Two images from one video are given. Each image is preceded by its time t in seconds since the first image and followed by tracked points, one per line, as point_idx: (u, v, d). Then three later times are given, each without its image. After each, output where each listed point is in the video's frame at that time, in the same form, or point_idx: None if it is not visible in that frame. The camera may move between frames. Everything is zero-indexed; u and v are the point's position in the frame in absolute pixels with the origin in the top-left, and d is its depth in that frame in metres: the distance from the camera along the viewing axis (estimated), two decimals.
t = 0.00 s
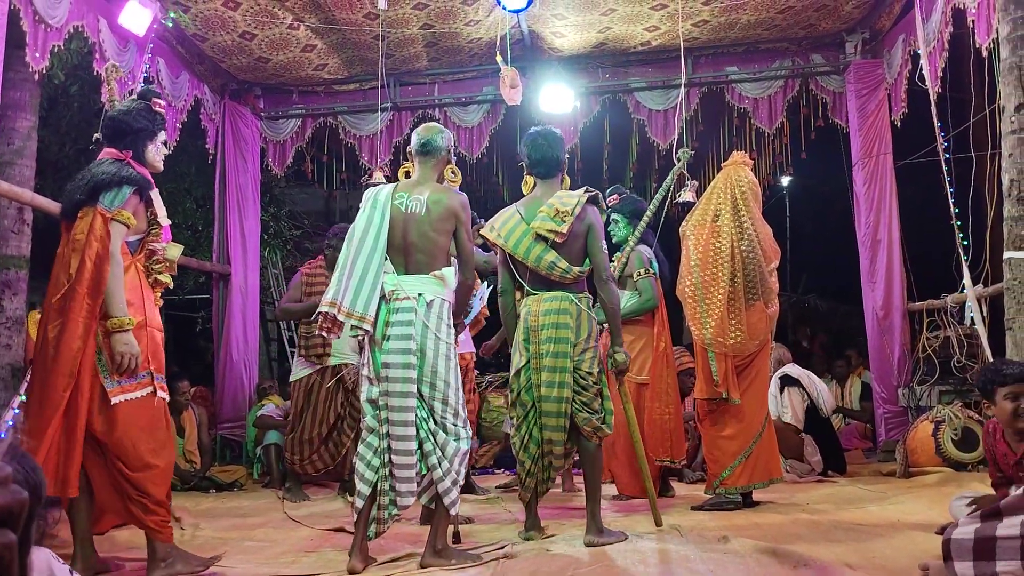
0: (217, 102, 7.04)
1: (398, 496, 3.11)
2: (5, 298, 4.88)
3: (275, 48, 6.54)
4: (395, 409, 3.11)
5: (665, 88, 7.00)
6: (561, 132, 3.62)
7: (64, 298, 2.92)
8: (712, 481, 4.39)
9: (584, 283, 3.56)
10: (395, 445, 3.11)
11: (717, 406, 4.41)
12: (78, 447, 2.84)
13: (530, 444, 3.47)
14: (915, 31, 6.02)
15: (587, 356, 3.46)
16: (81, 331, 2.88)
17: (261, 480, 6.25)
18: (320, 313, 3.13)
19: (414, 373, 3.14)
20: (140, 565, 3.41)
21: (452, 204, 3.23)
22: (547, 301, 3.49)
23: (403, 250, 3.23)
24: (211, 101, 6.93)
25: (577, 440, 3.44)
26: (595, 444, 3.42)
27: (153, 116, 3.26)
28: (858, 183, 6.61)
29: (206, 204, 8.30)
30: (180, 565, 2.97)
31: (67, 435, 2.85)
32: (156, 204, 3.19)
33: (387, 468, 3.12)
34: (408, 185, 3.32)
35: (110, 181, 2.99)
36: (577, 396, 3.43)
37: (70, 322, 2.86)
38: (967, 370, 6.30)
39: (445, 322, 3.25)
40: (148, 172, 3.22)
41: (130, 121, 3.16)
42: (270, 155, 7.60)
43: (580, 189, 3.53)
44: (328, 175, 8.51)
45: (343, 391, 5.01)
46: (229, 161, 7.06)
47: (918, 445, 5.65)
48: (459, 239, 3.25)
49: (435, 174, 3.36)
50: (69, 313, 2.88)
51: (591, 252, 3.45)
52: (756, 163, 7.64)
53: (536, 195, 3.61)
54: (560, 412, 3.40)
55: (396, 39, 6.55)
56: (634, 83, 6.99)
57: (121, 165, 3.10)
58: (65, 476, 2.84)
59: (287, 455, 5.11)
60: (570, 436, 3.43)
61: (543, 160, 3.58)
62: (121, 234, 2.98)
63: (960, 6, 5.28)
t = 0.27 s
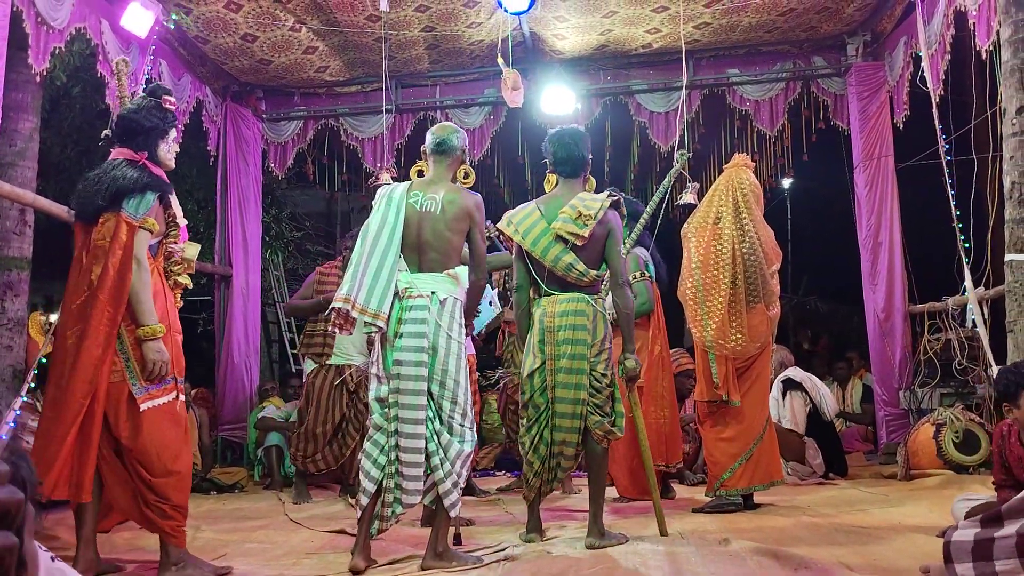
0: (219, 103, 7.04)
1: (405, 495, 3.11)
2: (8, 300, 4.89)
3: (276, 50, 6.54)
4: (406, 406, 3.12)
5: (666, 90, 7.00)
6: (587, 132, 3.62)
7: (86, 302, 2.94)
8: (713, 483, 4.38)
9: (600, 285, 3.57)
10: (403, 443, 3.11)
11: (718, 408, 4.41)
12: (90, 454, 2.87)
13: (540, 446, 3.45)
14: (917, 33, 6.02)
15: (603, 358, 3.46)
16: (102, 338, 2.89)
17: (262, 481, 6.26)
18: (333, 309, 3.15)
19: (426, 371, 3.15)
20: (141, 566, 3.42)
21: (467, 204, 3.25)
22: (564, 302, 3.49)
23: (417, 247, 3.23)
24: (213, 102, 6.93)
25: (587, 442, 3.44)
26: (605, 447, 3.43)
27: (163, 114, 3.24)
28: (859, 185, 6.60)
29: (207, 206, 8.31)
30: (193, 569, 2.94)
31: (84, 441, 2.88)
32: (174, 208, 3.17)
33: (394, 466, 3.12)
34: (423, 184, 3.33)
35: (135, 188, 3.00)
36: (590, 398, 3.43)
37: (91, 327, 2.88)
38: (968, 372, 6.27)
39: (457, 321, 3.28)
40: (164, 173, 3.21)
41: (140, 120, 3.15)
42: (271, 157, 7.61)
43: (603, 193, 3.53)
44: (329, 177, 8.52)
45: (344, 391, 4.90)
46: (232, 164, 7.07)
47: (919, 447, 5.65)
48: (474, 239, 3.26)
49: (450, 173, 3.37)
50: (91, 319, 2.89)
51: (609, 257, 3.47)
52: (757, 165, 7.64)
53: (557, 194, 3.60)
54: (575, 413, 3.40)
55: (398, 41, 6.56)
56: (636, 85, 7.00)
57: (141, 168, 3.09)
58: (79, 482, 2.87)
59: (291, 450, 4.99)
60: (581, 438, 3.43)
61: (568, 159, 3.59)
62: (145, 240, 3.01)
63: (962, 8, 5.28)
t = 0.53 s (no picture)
0: (215, 106, 7.03)
1: (403, 496, 3.11)
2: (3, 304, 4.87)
3: (273, 53, 6.54)
4: (408, 407, 3.13)
5: (662, 93, 7.01)
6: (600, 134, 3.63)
7: (111, 307, 2.91)
8: (710, 485, 4.37)
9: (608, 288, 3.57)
10: (404, 445, 3.12)
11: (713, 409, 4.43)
12: (128, 458, 2.85)
13: (544, 447, 3.46)
14: (912, 36, 6.04)
15: (610, 361, 3.46)
16: (121, 346, 2.85)
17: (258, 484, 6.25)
18: (339, 307, 3.19)
19: (429, 372, 3.16)
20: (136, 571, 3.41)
21: (472, 205, 3.27)
22: (572, 304, 3.49)
23: (422, 249, 3.24)
24: (210, 105, 6.92)
25: (590, 446, 3.43)
26: (608, 450, 3.42)
27: (179, 114, 3.23)
28: (855, 187, 6.61)
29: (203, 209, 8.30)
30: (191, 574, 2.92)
31: (120, 446, 2.86)
32: (195, 210, 3.20)
33: (394, 467, 3.13)
34: (429, 185, 3.34)
35: (158, 192, 2.99)
36: (596, 401, 3.42)
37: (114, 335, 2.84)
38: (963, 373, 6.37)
39: (462, 322, 3.27)
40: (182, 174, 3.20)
41: (158, 120, 3.14)
42: (267, 160, 7.60)
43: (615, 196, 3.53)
44: (325, 180, 8.52)
45: (343, 396, 4.85)
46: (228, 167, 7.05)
47: (916, 449, 5.65)
48: (479, 240, 3.29)
49: (456, 176, 3.38)
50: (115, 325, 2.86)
51: (618, 260, 3.46)
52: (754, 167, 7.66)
53: (568, 195, 3.60)
54: (580, 416, 3.40)
55: (394, 44, 6.57)
56: (632, 88, 7.01)
57: (162, 171, 3.08)
58: (117, 487, 2.83)
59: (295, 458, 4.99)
60: (585, 440, 3.42)
61: (580, 160, 3.56)
62: (169, 244, 3.02)
63: (957, 11, 5.30)
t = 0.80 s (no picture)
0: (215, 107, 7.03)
1: (405, 496, 3.10)
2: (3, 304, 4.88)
3: (272, 54, 6.54)
4: (411, 406, 3.13)
5: (662, 93, 7.01)
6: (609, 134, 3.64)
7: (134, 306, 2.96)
8: (711, 486, 4.37)
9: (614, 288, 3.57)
10: (406, 444, 3.11)
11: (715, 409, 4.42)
12: (160, 454, 2.87)
13: (549, 447, 3.46)
14: (911, 36, 6.04)
15: (616, 361, 3.45)
16: (146, 341, 2.92)
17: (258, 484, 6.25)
18: (345, 304, 3.20)
19: (432, 372, 3.16)
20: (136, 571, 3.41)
21: (478, 205, 3.27)
22: (579, 304, 3.48)
23: (428, 247, 3.24)
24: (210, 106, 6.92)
25: (594, 447, 3.43)
26: (610, 451, 3.42)
27: (206, 110, 3.25)
28: (855, 188, 6.61)
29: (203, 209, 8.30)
30: None
31: (152, 443, 2.88)
32: (219, 207, 3.24)
33: (397, 468, 3.12)
34: (435, 184, 3.35)
35: (181, 190, 3.01)
36: (602, 402, 3.42)
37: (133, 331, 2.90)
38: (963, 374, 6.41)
39: (465, 322, 3.27)
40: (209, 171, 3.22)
41: (186, 117, 3.17)
42: (266, 161, 7.60)
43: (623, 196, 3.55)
44: (325, 181, 8.52)
45: (348, 394, 4.88)
46: (228, 167, 7.02)
47: (916, 449, 5.64)
48: (484, 239, 3.30)
49: (461, 176, 3.38)
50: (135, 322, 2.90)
51: (626, 259, 3.48)
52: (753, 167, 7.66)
53: (576, 193, 3.59)
54: (585, 417, 3.40)
55: (393, 44, 6.57)
56: (631, 88, 7.01)
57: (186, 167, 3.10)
58: (150, 483, 2.84)
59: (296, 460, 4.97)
60: (589, 442, 3.42)
61: (589, 160, 3.55)
62: (192, 241, 3.03)
63: (956, 11, 5.30)
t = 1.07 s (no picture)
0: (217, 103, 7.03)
1: (417, 493, 3.12)
2: (4, 298, 4.88)
3: (274, 50, 6.54)
4: (413, 402, 3.14)
5: (664, 91, 7.01)
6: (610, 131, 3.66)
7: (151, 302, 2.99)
8: (712, 484, 4.38)
9: (614, 285, 3.57)
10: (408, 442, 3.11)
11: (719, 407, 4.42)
12: (182, 455, 2.90)
13: (556, 447, 3.45)
14: (914, 35, 6.04)
15: (615, 358, 3.46)
16: (167, 337, 2.96)
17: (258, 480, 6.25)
18: (343, 300, 3.21)
19: (432, 368, 3.16)
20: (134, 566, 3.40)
21: (475, 201, 3.26)
22: (578, 301, 3.47)
23: (425, 243, 3.24)
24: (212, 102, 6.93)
25: (594, 445, 3.44)
26: (610, 448, 3.42)
27: (227, 105, 3.30)
28: (856, 186, 6.61)
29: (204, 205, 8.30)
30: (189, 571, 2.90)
31: (173, 439, 2.92)
32: (237, 203, 3.26)
33: (412, 465, 3.14)
34: (431, 181, 3.35)
35: (198, 184, 3.03)
36: (603, 399, 3.42)
37: (156, 326, 2.94)
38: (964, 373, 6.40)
39: (464, 319, 3.27)
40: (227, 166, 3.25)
41: (207, 111, 3.21)
42: (268, 157, 7.60)
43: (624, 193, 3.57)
44: (327, 177, 8.53)
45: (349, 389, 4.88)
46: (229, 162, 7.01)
47: (916, 448, 5.65)
48: (481, 235, 3.26)
49: (457, 173, 3.38)
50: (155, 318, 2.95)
51: (627, 257, 3.50)
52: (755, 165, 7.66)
53: (576, 190, 3.60)
54: (587, 415, 3.39)
55: (395, 41, 6.56)
56: (633, 86, 7.01)
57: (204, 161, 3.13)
58: (172, 484, 2.87)
59: (296, 457, 4.96)
60: (590, 440, 3.42)
61: (591, 157, 3.57)
62: (208, 235, 3.05)
63: (959, 10, 5.29)
